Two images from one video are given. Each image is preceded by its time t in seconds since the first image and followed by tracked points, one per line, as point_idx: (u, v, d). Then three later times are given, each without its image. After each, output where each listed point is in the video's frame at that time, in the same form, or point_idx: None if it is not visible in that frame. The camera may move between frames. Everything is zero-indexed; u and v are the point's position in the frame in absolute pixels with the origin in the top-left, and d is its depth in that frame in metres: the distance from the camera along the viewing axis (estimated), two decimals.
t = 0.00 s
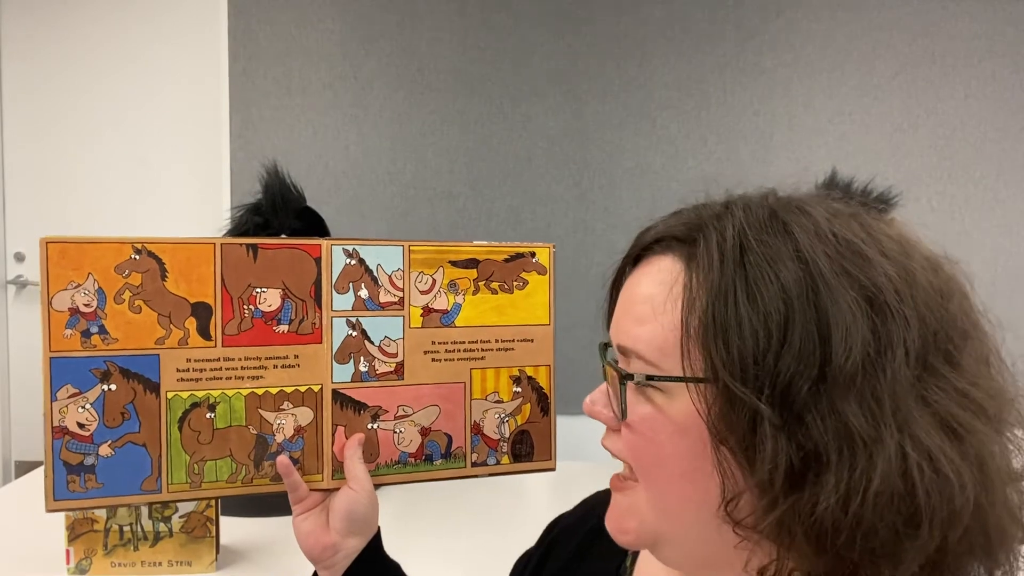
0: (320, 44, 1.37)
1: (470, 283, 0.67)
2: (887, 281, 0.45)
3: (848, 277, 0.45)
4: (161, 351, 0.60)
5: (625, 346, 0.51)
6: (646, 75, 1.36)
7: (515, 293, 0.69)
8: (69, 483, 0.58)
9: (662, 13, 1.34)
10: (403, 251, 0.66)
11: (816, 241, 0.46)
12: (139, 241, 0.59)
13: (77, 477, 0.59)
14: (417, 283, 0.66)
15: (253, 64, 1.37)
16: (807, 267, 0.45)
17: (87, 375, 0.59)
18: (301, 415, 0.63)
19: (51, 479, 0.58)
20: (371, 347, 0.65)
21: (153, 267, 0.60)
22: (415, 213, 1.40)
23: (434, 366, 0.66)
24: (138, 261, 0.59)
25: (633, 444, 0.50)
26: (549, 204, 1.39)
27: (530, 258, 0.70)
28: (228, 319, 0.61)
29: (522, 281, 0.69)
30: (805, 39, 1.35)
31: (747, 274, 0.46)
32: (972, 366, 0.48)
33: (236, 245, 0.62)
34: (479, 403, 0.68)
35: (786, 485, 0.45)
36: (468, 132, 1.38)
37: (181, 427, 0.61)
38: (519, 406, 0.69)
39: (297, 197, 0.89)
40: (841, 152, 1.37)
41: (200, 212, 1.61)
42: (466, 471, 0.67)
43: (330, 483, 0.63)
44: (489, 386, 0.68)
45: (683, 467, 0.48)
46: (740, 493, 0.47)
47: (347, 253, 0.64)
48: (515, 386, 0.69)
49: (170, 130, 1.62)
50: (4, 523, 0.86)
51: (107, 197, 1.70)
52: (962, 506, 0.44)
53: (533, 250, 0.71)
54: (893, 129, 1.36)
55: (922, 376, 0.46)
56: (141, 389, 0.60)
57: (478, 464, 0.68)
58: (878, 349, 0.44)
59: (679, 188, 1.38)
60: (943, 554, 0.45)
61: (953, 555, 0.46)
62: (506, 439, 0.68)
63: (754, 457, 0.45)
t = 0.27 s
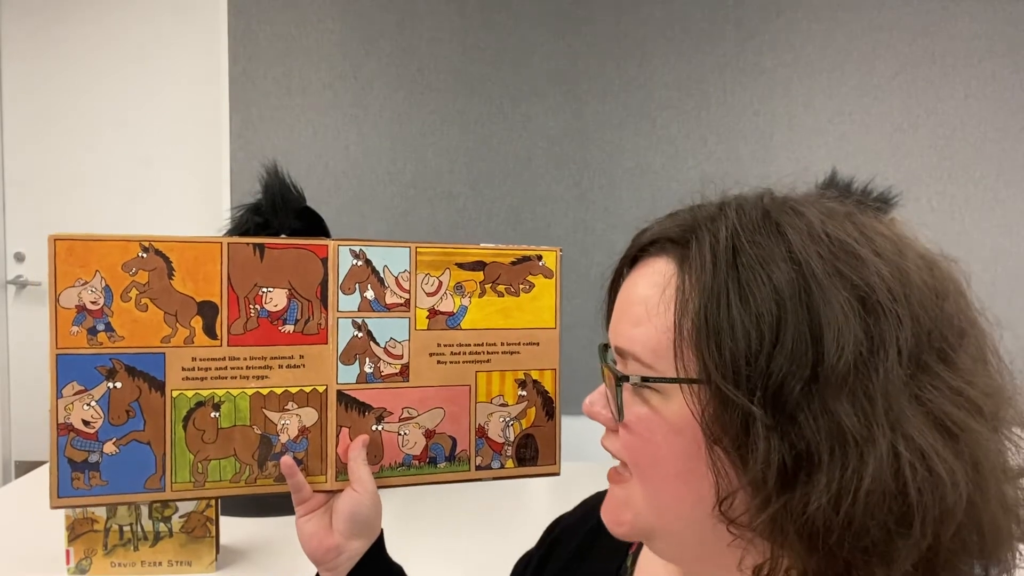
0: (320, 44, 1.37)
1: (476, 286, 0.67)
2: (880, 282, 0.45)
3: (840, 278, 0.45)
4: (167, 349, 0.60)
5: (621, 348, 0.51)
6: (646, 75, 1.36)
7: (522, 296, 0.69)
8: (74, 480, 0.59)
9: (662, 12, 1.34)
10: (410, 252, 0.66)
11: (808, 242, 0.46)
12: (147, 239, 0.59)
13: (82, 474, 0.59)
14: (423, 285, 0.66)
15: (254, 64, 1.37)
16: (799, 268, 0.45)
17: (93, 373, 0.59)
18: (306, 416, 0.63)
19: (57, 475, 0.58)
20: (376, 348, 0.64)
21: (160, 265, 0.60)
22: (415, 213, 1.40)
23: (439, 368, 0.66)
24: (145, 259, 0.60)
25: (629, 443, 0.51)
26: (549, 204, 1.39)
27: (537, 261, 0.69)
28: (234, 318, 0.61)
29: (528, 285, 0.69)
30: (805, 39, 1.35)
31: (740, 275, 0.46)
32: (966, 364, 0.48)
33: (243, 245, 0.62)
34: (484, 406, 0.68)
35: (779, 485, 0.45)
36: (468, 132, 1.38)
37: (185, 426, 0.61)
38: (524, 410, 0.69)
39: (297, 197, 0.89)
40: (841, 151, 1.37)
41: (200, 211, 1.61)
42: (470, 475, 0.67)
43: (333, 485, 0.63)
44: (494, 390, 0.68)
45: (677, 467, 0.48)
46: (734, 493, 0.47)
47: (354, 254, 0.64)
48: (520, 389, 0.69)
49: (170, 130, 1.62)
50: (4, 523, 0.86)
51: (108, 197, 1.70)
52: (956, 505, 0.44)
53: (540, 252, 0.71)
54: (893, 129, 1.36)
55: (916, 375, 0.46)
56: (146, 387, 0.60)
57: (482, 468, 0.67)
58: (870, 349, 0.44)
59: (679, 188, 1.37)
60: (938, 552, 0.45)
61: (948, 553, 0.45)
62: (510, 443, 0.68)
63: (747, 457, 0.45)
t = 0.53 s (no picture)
0: (320, 44, 1.37)
1: (480, 287, 0.67)
2: (880, 284, 0.45)
3: (839, 281, 0.45)
4: (167, 349, 0.60)
5: (620, 348, 0.51)
6: (646, 75, 1.36)
7: (527, 297, 0.68)
8: (76, 478, 0.59)
9: (662, 12, 1.34)
10: (413, 253, 0.65)
11: (807, 244, 0.46)
12: (147, 239, 0.60)
13: (83, 472, 0.59)
14: (426, 286, 0.65)
15: (253, 64, 1.37)
16: (798, 270, 0.45)
17: (94, 372, 0.59)
18: (306, 416, 0.63)
19: (59, 473, 0.59)
20: (378, 349, 0.64)
21: (160, 265, 0.60)
22: (415, 213, 1.40)
23: (442, 370, 0.66)
24: (145, 259, 0.60)
25: (626, 442, 0.51)
26: (549, 204, 1.39)
27: (543, 262, 0.69)
28: (234, 319, 0.61)
29: (533, 285, 0.68)
30: (805, 39, 1.35)
31: (738, 277, 0.46)
32: (966, 368, 0.48)
33: (244, 245, 0.62)
34: (487, 409, 0.67)
35: (776, 487, 0.45)
36: (468, 132, 1.38)
37: (186, 426, 0.61)
38: (528, 413, 0.68)
39: (297, 197, 0.89)
40: (841, 151, 1.37)
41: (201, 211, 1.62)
42: (472, 477, 0.67)
43: (333, 485, 0.63)
44: (498, 392, 0.68)
45: (674, 468, 0.48)
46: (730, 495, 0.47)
47: (356, 254, 0.64)
48: (524, 392, 0.68)
49: (170, 129, 1.62)
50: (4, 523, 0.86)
51: (108, 197, 1.70)
52: (952, 508, 0.44)
53: (547, 253, 0.70)
54: (893, 129, 1.36)
55: (914, 378, 0.46)
56: (147, 387, 0.60)
57: (484, 470, 0.67)
58: (868, 352, 0.44)
59: (679, 188, 1.37)
60: (934, 555, 0.45)
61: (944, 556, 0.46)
62: (514, 446, 0.68)
63: (744, 460, 0.45)
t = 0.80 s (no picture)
0: (320, 44, 1.37)
1: (482, 288, 0.67)
2: (875, 286, 0.45)
3: (834, 282, 0.45)
4: (169, 349, 0.60)
5: (618, 346, 0.51)
6: (646, 75, 1.36)
7: (529, 299, 0.68)
8: (79, 476, 0.59)
9: (662, 12, 1.34)
10: (415, 254, 0.65)
11: (803, 246, 0.46)
12: (150, 240, 0.60)
13: (86, 471, 0.60)
14: (427, 287, 0.65)
15: (254, 64, 1.37)
16: (792, 271, 0.45)
17: (97, 372, 0.59)
18: (307, 417, 0.63)
19: (62, 471, 0.59)
20: (380, 351, 0.64)
21: (163, 266, 0.60)
22: (415, 213, 1.40)
23: (444, 372, 0.66)
24: (148, 259, 0.60)
25: (620, 440, 0.51)
26: (549, 204, 1.39)
27: (546, 264, 0.69)
28: (236, 319, 0.61)
29: (536, 287, 0.68)
30: (805, 39, 1.35)
31: (733, 278, 0.46)
32: (962, 371, 0.48)
33: (246, 246, 0.62)
34: (489, 411, 0.67)
35: (767, 488, 0.45)
36: (468, 133, 1.38)
37: (187, 426, 0.61)
38: (530, 415, 0.68)
39: (297, 197, 0.89)
40: (841, 151, 1.37)
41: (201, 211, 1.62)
42: (474, 480, 0.67)
43: (334, 486, 0.63)
44: (500, 394, 0.68)
45: (667, 467, 0.48)
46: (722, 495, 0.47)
47: (358, 256, 0.64)
48: (526, 395, 0.68)
49: (170, 129, 1.62)
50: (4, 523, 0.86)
51: (108, 197, 1.70)
52: (944, 512, 0.44)
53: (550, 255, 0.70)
54: (893, 129, 1.36)
55: (908, 381, 0.45)
56: (149, 386, 0.60)
57: (486, 473, 0.67)
58: (862, 354, 0.44)
59: (679, 188, 1.37)
60: (925, 559, 0.45)
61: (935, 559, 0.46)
62: (516, 448, 0.68)
63: (737, 461, 0.45)
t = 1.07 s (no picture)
0: (320, 44, 1.37)
1: (480, 288, 0.67)
2: (879, 289, 0.45)
3: (838, 285, 0.45)
4: (169, 350, 0.60)
5: (619, 348, 0.51)
6: (646, 75, 1.36)
7: (527, 298, 0.68)
8: (81, 476, 0.59)
9: (662, 12, 1.34)
10: (413, 254, 0.65)
11: (806, 248, 0.46)
12: (150, 241, 0.60)
13: (88, 471, 0.60)
14: (426, 287, 0.65)
15: (253, 64, 1.37)
16: (796, 274, 0.45)
17: (99, 372, 0.59)
18: (306, 417, 0.63)
19: (64, 471, 0.59)
20: (378, 350, 0.64)
21: (163, 267, 0.60)
22: (415, 213, 1.40)
23: (443, 371, 0.66)
24: (148, 261, 0.60)
25: (623, 443, 0.51)
26: (549, 204, 1.39)
27: (544, 263, 0.69)
28: (235, 319, 0.61)
29: (535, 286, 0.68)
30: (805, 39, 1.35)
31: (736, 280, 0.46)
32: (966, 373, 0.48)
33: (245, 246, 0.62)
34: (488, 410, 0.67)
35: (771, 491, 0.45)
36: (468, 132, 1.38)
37: (187, 426, 0.61)
38: (529, 415, 0.68)
39: (296, 197, 0.89)
40: (841, 151, 1.37)
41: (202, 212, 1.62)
42: (474, 479, 0.67)
43: (334, 486, 0.63)
44: (499, 394, 0.68)
45: (669, 470, 0.48)
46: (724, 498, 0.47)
47: (355, 255, 0.64)
48: (525, 394, 0.68)
49: (170, 129, 1.62)
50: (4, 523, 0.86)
51: (108, 197, 1.70)
52: (948, 515, 0.44)
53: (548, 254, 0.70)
54: (893, 129, 1.36)
55: (912, 384, 0.45)
56: (150, 386, 0.60)
57: (486, 472, 0.67)
58: (866, 357, 0.44)
59: (679, 188, 1.37)
60: (929, 562, 0.45)
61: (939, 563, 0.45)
62: (515, 448, 0.68)
63: (740, 464, 0.45)
